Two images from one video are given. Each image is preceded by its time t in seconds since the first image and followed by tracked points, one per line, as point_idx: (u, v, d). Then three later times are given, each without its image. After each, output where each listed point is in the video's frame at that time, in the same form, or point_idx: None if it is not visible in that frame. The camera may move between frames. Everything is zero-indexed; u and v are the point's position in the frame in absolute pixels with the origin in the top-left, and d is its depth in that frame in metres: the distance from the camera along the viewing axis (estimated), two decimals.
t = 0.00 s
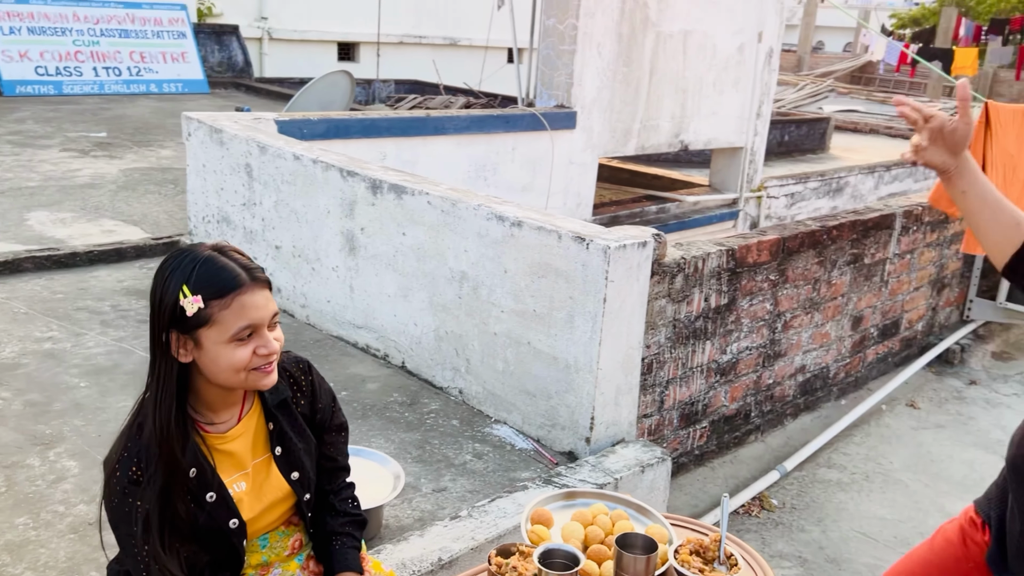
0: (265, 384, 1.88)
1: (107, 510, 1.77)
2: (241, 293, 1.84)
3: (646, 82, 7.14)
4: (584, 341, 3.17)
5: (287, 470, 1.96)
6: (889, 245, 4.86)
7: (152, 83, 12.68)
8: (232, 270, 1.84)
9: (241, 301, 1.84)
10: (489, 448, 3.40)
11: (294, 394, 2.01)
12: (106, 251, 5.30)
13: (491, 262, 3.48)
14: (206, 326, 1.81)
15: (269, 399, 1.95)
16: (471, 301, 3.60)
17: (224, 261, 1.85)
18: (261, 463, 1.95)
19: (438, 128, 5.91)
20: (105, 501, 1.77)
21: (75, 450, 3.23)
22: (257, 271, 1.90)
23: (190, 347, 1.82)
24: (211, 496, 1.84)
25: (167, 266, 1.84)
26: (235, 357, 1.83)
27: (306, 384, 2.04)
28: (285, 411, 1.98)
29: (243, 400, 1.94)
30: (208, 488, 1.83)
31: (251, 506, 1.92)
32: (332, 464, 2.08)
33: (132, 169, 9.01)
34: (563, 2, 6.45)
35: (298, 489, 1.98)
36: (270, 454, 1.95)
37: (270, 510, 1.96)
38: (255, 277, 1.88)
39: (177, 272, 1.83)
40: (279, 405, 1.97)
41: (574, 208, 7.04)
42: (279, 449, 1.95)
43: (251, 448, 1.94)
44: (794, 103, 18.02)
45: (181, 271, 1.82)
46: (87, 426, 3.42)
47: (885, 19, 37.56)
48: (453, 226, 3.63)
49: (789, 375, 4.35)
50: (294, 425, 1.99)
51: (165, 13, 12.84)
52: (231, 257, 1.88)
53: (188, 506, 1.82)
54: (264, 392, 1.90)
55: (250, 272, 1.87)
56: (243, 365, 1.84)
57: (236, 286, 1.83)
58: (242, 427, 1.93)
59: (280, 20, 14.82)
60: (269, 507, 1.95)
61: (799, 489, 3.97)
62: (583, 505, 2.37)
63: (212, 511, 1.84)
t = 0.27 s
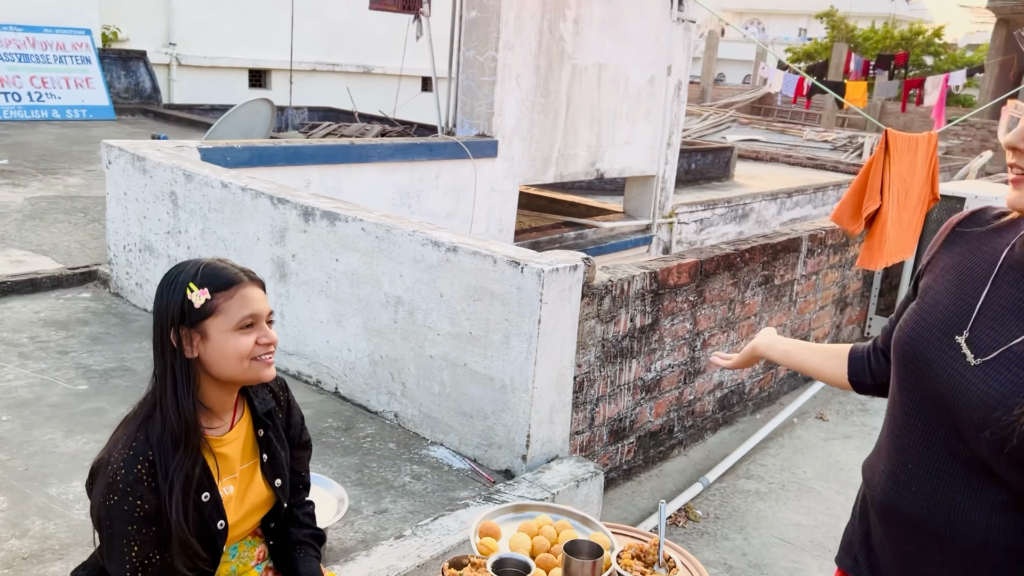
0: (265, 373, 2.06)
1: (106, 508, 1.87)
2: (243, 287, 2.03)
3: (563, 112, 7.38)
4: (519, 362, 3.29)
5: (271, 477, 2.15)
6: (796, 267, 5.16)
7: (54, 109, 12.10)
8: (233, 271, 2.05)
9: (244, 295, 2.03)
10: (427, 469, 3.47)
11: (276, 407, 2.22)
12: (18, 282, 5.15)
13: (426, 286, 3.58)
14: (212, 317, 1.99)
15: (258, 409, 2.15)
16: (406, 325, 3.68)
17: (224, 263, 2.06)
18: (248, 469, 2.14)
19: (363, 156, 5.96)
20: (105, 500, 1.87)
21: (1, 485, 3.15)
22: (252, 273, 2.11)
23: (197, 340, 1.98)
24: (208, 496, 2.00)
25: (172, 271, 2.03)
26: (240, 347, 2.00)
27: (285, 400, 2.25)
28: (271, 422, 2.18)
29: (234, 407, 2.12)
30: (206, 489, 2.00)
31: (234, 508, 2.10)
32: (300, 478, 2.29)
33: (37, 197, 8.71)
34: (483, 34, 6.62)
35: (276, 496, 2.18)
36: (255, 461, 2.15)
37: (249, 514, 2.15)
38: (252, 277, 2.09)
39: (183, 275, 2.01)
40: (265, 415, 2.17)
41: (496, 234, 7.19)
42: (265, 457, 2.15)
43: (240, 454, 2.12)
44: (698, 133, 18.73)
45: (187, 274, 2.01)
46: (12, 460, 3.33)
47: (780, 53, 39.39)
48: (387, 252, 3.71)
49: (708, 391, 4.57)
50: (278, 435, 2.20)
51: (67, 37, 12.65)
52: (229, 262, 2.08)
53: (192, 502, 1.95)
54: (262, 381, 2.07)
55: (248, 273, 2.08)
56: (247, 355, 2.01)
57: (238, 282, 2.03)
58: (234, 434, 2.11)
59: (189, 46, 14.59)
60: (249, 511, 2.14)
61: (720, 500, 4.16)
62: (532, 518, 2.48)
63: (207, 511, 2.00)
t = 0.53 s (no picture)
0: (238, 385, 2.28)
1: (82, 517, 2.08)
2: (222, 305, 2.28)
3: (502, 138, 7.52)
4: (469, 384, 3.36)
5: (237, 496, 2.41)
6: (730, 288, 5.36)
7: None
8: (213, 294, 2.29)
9: (222, 315, 2.27)
10: (377, 492, 3.51)
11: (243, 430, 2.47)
12: None
13: (375, 310, 3.63)
14: (191, 330, 2.22)
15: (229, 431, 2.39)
16: (355, 349, 3.72)
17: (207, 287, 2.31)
18: (215, 488, 2.39)
19: (304, 181, 5.96)
20: (82, 510, 2.08)
21: None
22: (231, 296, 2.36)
23: (176, 350, 2.21)
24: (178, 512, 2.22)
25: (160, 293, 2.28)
26: (217, 361, 2.23)
27: (250, 424, 2.51)
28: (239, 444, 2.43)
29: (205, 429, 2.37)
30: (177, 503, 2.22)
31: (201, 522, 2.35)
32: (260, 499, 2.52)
33: None
34: (423, 61, 6.71)
35: (240, 514, 2.43)
36: (224, 480, 2.40)
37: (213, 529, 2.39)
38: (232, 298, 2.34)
39: (168, 296, 2.26)
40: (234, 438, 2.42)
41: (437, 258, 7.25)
42: (232, 477, 2.41)
43: (210, 473, 2.37)
44: (630, 157, 19.15)
45: (172, 294, 2.26)
46: None
47: (708, 81, 40.49)
48: (335, 277, 3.75)
49: (649, 409, 4.71)
50: (244, 458, 2.44)
51: None
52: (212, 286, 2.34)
53: (160, 514, 2.16)
54: (234, 393, 2.28)
55: (228, 295, 2.33)
56: (223, 368, 2.24)
57: (218, 301, 2.28)
58: (206, 453, 2.36)
59: (117, 68, 14.32)
60: (214, 525, 2.39)
61: (662, 515, 4.29)
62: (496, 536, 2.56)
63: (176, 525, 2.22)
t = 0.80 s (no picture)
0: (189, 411, 2.26)
1: (31, 544, 2.05)
2: (172, 330, 2.26)
3: (448, 156, 7.58)
4: (422, 399, 3.39)
5: (191, 518, 2.40)
6: (674, 301, 5.49)
7: None
8: (163, 317, 2.27)
9: (172, 338, 2.25)
10: (330, 510, 3.50)
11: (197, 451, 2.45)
12: None
13: (326, 327, 3.63)
14: (140, 357, 2.20)
15: (182, 453, 2.37)
16: (305, 366, 3.72)
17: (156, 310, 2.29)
18: (167, 511, 2.38)
19: (249, 200, 5.93)
20: (31, 536, 2.05)
21: None
22: (183, 320, 2.34)
23: (125, 377, 2.20)
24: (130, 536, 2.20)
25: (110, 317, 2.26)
26: (166, 386, 2.21)
27: (204, 445, 2.49)
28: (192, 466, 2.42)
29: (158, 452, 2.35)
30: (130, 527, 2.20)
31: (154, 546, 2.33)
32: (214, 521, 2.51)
33: None
34: (368, 79, 6.73)
35: (194, 536, 2.42)
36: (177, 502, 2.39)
37: (166, 554, 2.38)
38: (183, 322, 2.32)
39: (118, 319, 2.24)
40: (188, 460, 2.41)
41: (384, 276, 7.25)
42: (185, 499, 2.40)
43: (162, 495, 2.36)
44: (573, 176, 19.38)
45: (122, 318, 2.25)
46: None
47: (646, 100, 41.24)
48: (284, 294, 3.74)
49: (598, 422, 4.78)
50: (198, 479, 2.43)
51: None
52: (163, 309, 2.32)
53: (111, 539, 2.13)
54: (184, 419, 2.26)
55: (179, 319, 2.31)
56: (173, 394, 2.22)
57: (167, 325, 2.26)
58: (158, 475, 2.35)
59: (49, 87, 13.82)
60: (167, 549, 2.38)
61: (613, 525, 4.36)
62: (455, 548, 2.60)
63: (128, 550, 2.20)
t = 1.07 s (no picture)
0: (124, 441, 2.20)
1: None
2: (103, 358, 2.20)
3: (393, 171, 7.56)
4: (370, 416, 3.36)
5: (133, 547, 2.34)
6: (619, 312, 5.55)
7: None
8: (95, 344, 2.21)
9: (103, 366, 2.19)
10: (277, 531, 3.45)
11: (138, 477, 2.39)
12: None
13: (271, 345, 3.58)
14: (71, 387, 2.15)
15: (122, 480, 2.32)
16: (250, 385, 3.66)
17: (88, 336, 2.22)
18: (108, 540, 2.32)
19: (189, 216, 5.83)
20: None
21: None
22: (118, 345, 2.28)
23: (56, 408, 2.15)
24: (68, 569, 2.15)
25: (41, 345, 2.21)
26: (99, 415, 2.16)
27: (145, 469, 2.43)
28: (133, 493, 2.36)
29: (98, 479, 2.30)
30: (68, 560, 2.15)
31: None
32: (159, 548, 2.45)
33: None
34: (311, 94, 6.66)
35: (137, 565, 2.36)
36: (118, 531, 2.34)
37: None
38: (117, 347, 2.26)
39: (48, 348, 2.19)
40: (128, 486, 2.35)
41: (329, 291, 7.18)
42: (127, 528, 2.34)
43: (103, 525, 2.31)
44: (518, 189, 19.47)
45: (52, 346, 2.19)
46: None
47: (588, 114, 41.69)
48: (227, 312, 3.68)
49: (547, 434, 4.80)
50: (139, 506, 2.38)
51: None
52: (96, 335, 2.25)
53: (48, 574, 2.08)
54: (121, 448, 2.21)
55: (113, 345, 2.25)
56: (107, 423, 2.16)
57: (99, 352, 2.20)
58: (97, 504, 2.29)
59: None
60: None
61: (563, 536, 4.38)
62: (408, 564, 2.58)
63: None
